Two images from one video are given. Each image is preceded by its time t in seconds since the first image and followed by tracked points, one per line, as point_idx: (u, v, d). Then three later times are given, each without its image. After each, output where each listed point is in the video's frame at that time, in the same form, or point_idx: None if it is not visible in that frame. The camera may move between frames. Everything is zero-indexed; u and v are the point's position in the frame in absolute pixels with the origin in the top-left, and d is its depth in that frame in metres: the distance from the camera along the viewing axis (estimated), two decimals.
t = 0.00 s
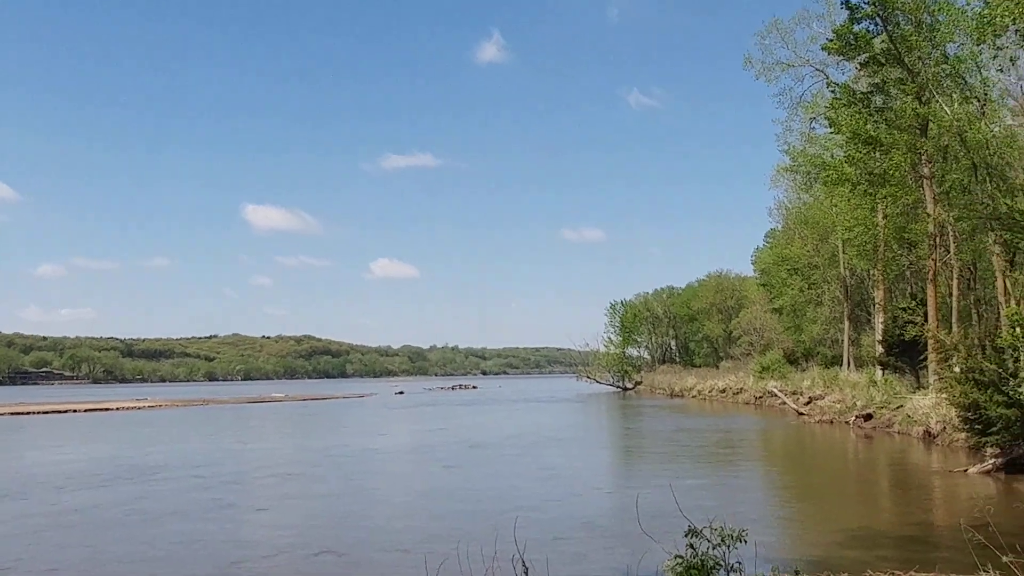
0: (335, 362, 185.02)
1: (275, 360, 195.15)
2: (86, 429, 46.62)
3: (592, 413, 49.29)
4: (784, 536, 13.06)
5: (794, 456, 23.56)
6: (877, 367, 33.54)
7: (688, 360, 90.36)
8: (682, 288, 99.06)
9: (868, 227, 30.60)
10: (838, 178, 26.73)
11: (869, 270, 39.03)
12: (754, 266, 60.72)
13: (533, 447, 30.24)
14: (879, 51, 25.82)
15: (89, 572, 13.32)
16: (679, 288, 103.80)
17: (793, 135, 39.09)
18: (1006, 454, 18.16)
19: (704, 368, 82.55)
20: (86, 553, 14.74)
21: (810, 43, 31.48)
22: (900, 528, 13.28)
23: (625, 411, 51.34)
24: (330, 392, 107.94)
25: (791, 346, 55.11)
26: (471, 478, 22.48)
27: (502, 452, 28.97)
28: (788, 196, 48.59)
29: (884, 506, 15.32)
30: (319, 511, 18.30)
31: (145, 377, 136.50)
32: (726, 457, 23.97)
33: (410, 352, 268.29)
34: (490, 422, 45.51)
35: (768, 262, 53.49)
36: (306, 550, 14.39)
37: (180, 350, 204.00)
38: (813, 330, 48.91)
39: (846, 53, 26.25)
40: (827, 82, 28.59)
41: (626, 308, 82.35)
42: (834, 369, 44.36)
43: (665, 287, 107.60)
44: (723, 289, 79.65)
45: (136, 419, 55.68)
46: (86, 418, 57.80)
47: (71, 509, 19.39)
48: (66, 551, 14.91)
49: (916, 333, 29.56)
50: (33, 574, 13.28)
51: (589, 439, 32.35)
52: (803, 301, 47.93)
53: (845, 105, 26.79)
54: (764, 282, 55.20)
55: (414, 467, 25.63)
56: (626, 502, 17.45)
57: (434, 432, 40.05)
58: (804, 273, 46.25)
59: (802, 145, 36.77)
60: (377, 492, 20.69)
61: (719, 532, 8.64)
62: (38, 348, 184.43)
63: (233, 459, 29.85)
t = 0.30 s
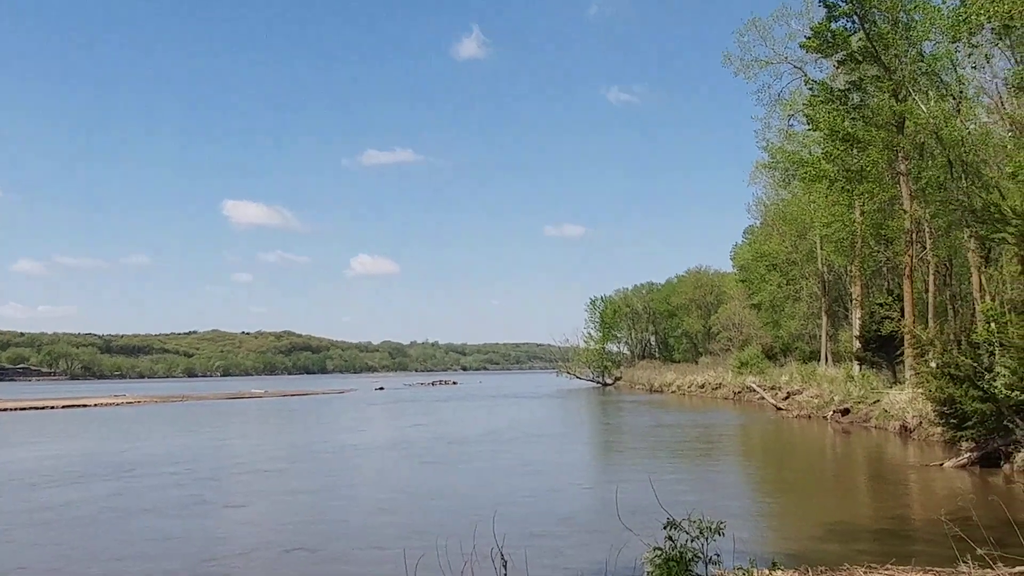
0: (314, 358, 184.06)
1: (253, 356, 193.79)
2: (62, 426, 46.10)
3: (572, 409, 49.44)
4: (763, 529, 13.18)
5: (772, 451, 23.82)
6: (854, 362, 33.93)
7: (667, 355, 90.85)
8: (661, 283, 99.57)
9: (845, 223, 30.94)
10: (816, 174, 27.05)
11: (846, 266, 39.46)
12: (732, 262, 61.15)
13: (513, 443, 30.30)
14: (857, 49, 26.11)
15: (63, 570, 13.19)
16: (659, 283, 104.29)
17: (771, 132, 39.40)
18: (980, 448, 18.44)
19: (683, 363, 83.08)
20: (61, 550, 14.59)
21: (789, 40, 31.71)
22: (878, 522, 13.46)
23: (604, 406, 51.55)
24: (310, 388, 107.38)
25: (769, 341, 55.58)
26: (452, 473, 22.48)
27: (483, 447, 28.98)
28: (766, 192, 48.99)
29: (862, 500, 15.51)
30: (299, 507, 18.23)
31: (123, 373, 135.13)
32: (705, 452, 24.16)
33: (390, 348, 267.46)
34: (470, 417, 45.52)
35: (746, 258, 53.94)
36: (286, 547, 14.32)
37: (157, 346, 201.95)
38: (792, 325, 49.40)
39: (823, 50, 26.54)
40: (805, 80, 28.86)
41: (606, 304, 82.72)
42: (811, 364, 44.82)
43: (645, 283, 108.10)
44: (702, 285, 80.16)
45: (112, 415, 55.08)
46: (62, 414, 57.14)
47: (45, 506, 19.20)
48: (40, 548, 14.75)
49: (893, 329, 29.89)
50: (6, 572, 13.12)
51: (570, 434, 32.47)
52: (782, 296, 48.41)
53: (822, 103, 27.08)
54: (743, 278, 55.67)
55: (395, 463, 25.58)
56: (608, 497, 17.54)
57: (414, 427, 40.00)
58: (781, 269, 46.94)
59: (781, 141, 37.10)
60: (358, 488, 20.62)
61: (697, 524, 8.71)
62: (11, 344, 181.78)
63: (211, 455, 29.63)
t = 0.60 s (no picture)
0: (290, 345, 182.97)
1: (229, 343, 192.22)
2: (34, 414, 45.55)
3: (550, 396, 49.60)
4: (740, 516, 13.32)
5: (749, 437, 24.09)
6: (830, 349, 34.34)
7: (645, 342, 91.40)
8: (639, 270, 100.03)
9: (820, 211, 31.23)
10: (792, 162, 27.24)
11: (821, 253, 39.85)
12: (709, 249, 61.52)
13: (492, 430, 30.38)
14: (832, 38, 26.26)
15: (35, 561, 13.04)
16: (637, 270, 104.74)
17: (748, 120, 39.57)
18: (954, 434, 18.79)
19: (660, 350, 83.62)
20: (32, 540, 14.43)
21: (765, 29, 31.78)
22: (853, 507, 13.66)
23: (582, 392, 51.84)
24: (288, 375, 106.91)
25: (745, 328, 56.09)
26: (429, 460, 22.51)
27: (461, 434, 28.99)
28: (743, 180, 49.30)
29: (836, 486, 15.76)
30: (276, 495, 18.16)
31: (99, 360, 133.49)
32: (682, 439, 24.38)
33: (367, 335, 266.71)
34: (448, 405, 45.54)
35: (723, 246, 54.33)
36: (262, 536, 14.27)
37: (131, 334, 199.67)
38: (768, 312, 49.86)
39: (799, 40, 26.68)
40: (781, 69, 28.99)
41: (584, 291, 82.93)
42: (787, 350, 45.32)
43: (623, 270, 108.55)
44: (679, 272, 80.63)
45: (85, 403, 54.46)
46: (33, 401, 56.40)
47: (17, 495, 18.97)
48: (11, 539, 14.58)
49: (868, 316, 30.27)
50: None
51: (549, 421, 32.60)
52: (758, 283, 48.83)
53: (798, 91, 27.24)
54: (720, 265, 56.09)
55: (372, 450, 25.55)
56: (587, 483, 17.66)
57: (392, 414, 39.97)
58: (757, 256, 47.35)
59: (757, 130, 37.26)
60: (336, 476, 20.54)
61: (672, 508, 8.79)
62: None
63: (185, 443, 29.38)
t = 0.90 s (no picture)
0: (261, 330, 181.24)
1: (197, 328, 189.88)
2: None
3: (522, 379, 49.74)
4: (711, 498, 13.46)
5: (720, 419, 24.35)
6: (800, 332, 34.79)
7: (616, 325, 91.89)
8: (610, 254, 100.37)
9: (790, 194, 31.52)
10: (762, 146, 27.45)
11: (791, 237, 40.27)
12: (681, 233, 61.86)
13: (465, 413, 30.42)
14: (802, 22, 26.35)
15: None
16: (608, 254, 105.07)
17: (718, 103, 39.74)
18: (922, 415, 19.18)
19: (632, 333, 84.12)
20: None
21: (735, 13, 31.72)
22: (822, 488, 13.87)
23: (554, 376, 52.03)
24: (259, 359, 106.05)
25: (716, 311, 56.61)
26: (402, 444, 22.44)
27: (433, 418, 28.94)
28: (713, 163, 49.61)
29: (806, 466, 15.98)
30: (245, 479, 18.00)
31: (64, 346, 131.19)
32: (655, 421, 24.59)
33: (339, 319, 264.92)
34: (421, 388, 45.46)
35: (694, 229, 54.70)
36: (231, 521, 14.13)
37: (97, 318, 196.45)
38: (738, 295, 50.37)
39: (769, 24, 26.73)
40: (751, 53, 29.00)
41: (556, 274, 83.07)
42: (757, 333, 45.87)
43: (595, 254, 108.86)
44: (651, 256, 81.10)
45: (50, 388, 53.56)
46: None
47: None
48: None
49: (837, 299, 30.72)
50: None
51: (522, 404, 32.70)
52: (728, 267, 49.30)
53: (769, 75, 27.36)
54: (691, 248, 56.49)
55: (344, 434, 25.42)
56: (562, 465, 17.74)
57: (364, 398, 39.83)
58: (728, 239, 47.80)
59: (728, 114, 37.44)
60: (307, 460, 20.41)
61: (639, 487, 8.83)
62: None
63: (153, 428, 29.01)
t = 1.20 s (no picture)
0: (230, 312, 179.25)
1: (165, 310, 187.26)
2: None
3: (495, 360, 49.84)
4: (683, 476, 13.64)
5: (691, 399, 24.64)
6: (770, 312, 35.17)
7: (588, 306, 92.25)
8: (582, 235, 100.57)
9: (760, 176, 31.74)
10: (733, 128, 27.76)
11: (761, 218, 40.62)
12: (652, 214, 62.09)
13: (438, 394, 30.45)
14: (772, 4, 26.15)
15: None
16: (580, 235, 105.27)
17: (689, 84, 39.82)
18: (889, 393, 19.59)
19: (604, 314, 84.53)
20: None
21: None
22: (791, 466, 14.12)
23: (527, 356, 52.24)
24: (230, 342, 105.04)
25: (686, 291, 57.03)
26: (374, 426, 22.37)
27: (405, 399, 28.86)
28: (685, 144, 49.81)
29: (776, 445, 16.21)
30: (214, 462, 17.87)
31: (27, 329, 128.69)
32: (627, 401, 24.82)
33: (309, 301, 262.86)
34: (392, 370, 45.33)
35: (665, 210, 55.00)
36: (200, 504, 14.01)
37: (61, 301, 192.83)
38: (709, 276, 50.84)
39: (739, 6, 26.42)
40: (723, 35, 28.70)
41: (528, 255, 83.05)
42: (727, 313, 46.35)
43: (567, 235, 109.05)
44: (623, 237, 81.40)
45: (13, 371, 52.57)
46: None
47: None
48: None
49: (806, 279, 31.16)
50: None
51: (495, 385, 32.80)
52: (699, 248, 49.67)
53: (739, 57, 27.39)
54: (662, 229, 56.79)
55: (315, 416, 25.32)
56: (535, 446, 17.82)
57: (336, 380, 39.67)
58: (698, 221, 48.13)
59: (699, 95, 37.48)
60: (277, 443, 20.26)
61: (605, 464, 7.30)
62: None
63: (120, 412, 28.63)
